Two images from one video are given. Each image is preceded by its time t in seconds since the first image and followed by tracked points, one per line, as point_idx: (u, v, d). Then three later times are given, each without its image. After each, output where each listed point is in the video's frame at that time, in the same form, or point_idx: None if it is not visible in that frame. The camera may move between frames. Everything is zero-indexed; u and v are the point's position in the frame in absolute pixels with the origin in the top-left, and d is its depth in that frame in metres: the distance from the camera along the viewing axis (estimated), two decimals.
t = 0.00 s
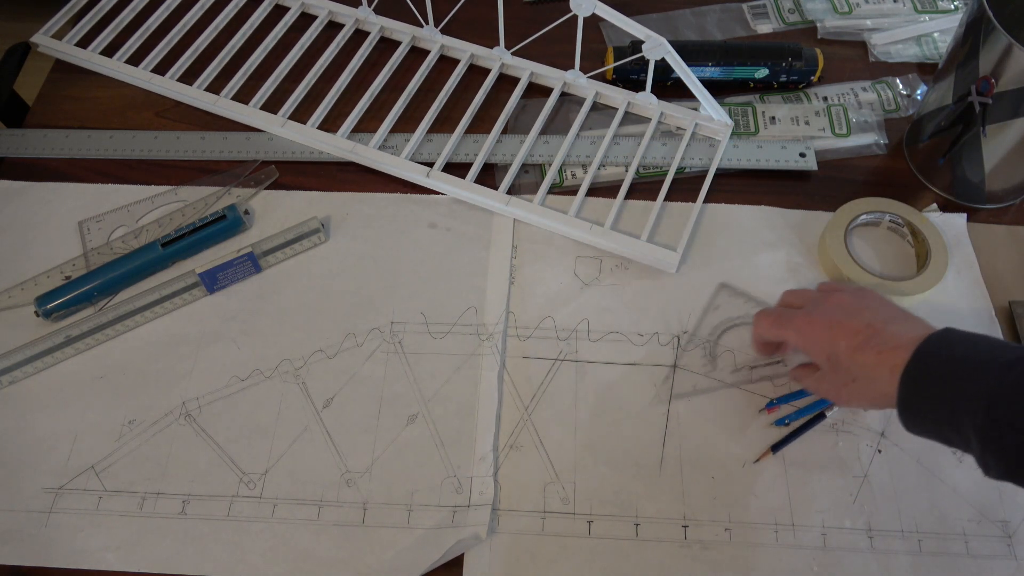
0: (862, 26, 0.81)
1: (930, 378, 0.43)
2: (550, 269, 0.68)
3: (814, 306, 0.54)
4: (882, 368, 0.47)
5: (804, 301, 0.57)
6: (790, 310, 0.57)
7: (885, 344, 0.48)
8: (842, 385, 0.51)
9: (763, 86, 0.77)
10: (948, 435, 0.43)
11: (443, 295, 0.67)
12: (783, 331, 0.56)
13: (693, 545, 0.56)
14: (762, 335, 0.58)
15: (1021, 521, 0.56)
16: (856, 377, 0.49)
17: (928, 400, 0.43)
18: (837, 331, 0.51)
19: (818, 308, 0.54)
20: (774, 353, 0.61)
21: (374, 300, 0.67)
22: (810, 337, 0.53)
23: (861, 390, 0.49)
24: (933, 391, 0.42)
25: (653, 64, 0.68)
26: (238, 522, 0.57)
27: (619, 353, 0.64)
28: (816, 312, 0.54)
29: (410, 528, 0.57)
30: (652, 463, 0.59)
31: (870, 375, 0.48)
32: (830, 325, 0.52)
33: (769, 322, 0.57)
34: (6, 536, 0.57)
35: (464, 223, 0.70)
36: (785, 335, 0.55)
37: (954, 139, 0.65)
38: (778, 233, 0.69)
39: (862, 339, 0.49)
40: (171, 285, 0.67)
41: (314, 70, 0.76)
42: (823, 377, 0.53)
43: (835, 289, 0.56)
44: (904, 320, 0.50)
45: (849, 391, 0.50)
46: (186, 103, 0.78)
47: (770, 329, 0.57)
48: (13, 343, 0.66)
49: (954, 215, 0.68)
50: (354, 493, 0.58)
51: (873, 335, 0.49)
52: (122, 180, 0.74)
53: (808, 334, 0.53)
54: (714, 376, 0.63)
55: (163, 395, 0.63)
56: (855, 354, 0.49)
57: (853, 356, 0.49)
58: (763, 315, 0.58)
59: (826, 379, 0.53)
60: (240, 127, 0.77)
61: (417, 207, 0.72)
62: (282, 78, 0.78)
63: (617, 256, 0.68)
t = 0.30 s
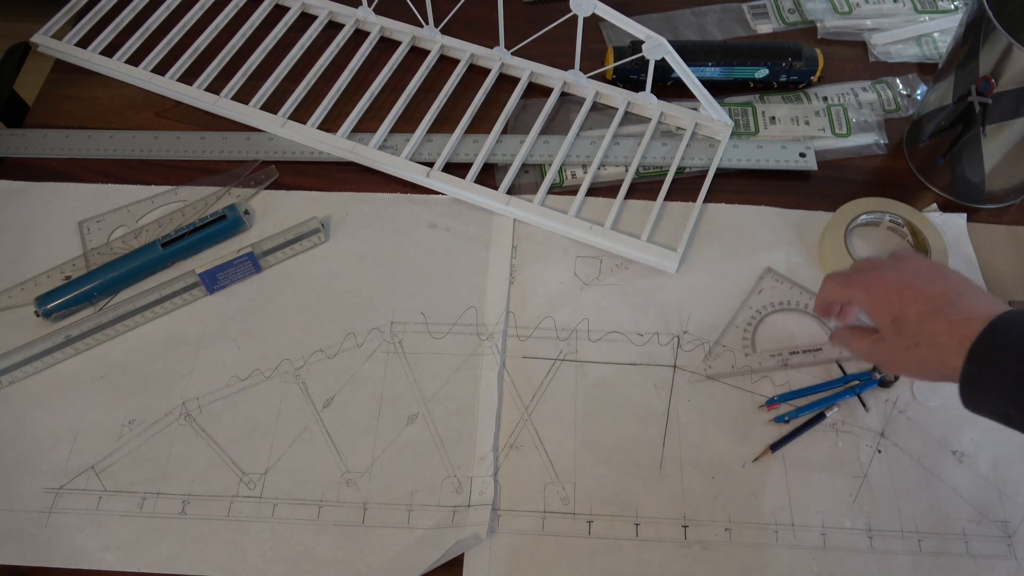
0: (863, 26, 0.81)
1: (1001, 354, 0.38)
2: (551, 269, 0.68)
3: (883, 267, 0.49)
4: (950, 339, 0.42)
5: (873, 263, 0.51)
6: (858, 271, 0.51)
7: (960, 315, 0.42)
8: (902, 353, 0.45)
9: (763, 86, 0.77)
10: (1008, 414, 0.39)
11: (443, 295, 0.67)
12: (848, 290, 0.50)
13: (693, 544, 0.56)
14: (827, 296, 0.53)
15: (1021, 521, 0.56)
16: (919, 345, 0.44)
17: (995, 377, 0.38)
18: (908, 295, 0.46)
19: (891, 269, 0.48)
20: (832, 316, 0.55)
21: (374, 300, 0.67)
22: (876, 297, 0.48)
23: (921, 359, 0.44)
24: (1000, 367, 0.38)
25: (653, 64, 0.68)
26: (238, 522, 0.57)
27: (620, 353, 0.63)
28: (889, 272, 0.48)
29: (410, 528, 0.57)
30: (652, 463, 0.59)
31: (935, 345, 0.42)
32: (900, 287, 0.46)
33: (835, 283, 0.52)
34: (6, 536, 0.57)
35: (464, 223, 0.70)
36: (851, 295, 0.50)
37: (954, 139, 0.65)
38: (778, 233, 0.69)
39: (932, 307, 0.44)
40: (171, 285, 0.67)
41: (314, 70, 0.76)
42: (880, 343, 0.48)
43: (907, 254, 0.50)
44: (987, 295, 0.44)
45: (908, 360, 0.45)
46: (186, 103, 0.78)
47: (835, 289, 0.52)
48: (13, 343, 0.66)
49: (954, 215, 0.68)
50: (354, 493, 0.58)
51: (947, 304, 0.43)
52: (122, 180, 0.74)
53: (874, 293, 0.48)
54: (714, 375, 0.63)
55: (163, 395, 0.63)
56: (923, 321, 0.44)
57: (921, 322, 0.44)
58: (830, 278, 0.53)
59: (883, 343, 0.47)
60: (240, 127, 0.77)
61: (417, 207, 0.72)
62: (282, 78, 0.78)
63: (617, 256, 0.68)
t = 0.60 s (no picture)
0: (863, 26, 0.81)
1: None
2: (551, 269, 0.68)
3: (901, 310, 0.53)
4: (993, 378, 0.46)
5: (883, 301, 0.54)
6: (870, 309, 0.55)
7: (995, 350, 0.47)
8: (941, 397, 0.49)
9: (763, 86, 0.77)
10: None
11: (443, 295, 0.67)
12: (869, 335, 0.53)
13: (693, 544, 0.56)
14: (839, 330, 0.56)
15: (1020, 522, 0.56)
16: (962, 388, 0.48)
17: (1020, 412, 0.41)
18: (938, 341, 0.50)
19: (906, 310, 0.52)
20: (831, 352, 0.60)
21: (374, 300, 0.67)
22: (906, 342, 0.51)
23: (964, 404, 0.47)
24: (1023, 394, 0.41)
25: (653, 64, 0.68)
26: (238, 522, 0.57)
27: (619, 353, 0.64)
28: (909, 315, 0.52)
29: (410, 528, 0.57)
30: (652, 463, 0.59)
31: (981, 385, 0.47)
32: (930, 331, 0.50)
33: (850, 318, 0.55)
34: (6, 536, 0.57)
35: (464, 223, 0.70)
36: (870, 338, 0.53)
37: (954, 139, 0.65)
38: (778, 233, 0.69)
39: (968, 350, 0.48)
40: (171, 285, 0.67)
41: (314, 70, 0.76)
42: (912, 387, 0.51)
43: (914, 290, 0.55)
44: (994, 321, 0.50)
45: (948, 402, 0.48)
46: (186, 103, 0.78)
47: (853, 325, 0.55)
48: (13, 343, 0.66)
49: (954, 215, 0.68)
50: (354, 493, 0.58)
51: (980, 344, 0.48)
52: (122, 180, 0.74)
53: (904, 339, 0.51)
54: (713, 375, 0.62)
55: (163, 395, 0.63)
56: (963, 363, 0.48)
57: (960, 367, 0.48)
58: (844, 310, 0.56)
59: (916, 389, 0.51)
60: (240, 127, 0.77)
61: (416, 207, 0.72)
62: (282, 78, 0.78)
63: (617, 256, 0.68)
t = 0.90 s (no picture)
0: (862, 26, 0.81)
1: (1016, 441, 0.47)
2: (551, 269, 0.68)
3: (896, 355, 0.56)
4: (973, 429, 0.50)
5: (883, 344, 0.58)
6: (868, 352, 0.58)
7: (979, 402, 0.51)
8: (930, 444, 0.53)
9: (763, 86, 0.77)
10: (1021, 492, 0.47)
11: (443, 295, 0.67)
12: (862, 380, 0.56)
13: (693, 545, 0.56)
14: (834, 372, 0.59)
15: (1020, 521, 0.56)
16: (948, 437, 0.51)
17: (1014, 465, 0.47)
18: (928, 389, 0.53)
19: (901, 356, 0.55)
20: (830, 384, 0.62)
21: (374, 300, 0.67)
22: (899, 388, 0.54)
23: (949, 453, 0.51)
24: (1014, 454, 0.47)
25: (653, 64, 0.68)
26: (238, 522, 0.57)
27: (619, 353, 0.63)
28: (903, 362, 0.55)
29: (410, 528, 0.57)
30: (652, 463, 0.59)
31: (964, 436, 0.50)
32: (922, 379, 0.54)
33: (846, 361, 0.58)
34: (6, 536, 0.57)
35: (464, 223, 0.70)
36: (864, 382, 0.56)
37: (953, 140, 0.65)
38: (778, 233, 0.69)
39: (956, 402, 0.52)
40: (171, 285, 0.67)
41: (314, 70, 0.76)
42: (901, 430, 0.55)
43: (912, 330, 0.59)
44: (984, 370, 0.53)
45: (936, 452, 0.52)
46: (186, 103, 0.78)
47: (848, 368, 0.58)
48: (13, 343, 0.66)
49: (954, 215, 0.68)
50: (354, 493, 0.58)
51: (967, 395, 0.51)
52: (122, 180, 0.74)
53: (897, 385, 0.54)
54: (714, 376, 0.62)
55: (163, 394, 0.63)
56: (948, 414, 0.52)
57: (947, 416, 0.52)
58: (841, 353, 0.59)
59: (906, 433, 0.54)
60: (240, 127, 0.77)
61: (416, 207, 0.72)
62: (282, 78, 0.78)
63: (617, 257, 0.68)
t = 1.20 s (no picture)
0: (863, 26, 0.81)
1: None
2: (551, 269, 0.68)
3: (932, 406, 0.55)
4: (1010, 490, 0.51)
5: (917, 393, 0.57)
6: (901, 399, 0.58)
7: (1017, 463, 0.51)
8: (964, 501, 0.52)
9: (763, 86, 0.77)
10: None
11: (443, 295, 0.67)
12: (897, 427, 0.56)
13: (693, 545, 0.56)
14: (866, 417, 0.58)
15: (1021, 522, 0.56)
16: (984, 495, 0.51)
17: None
18: (966, 445, 0.53)
19: (938, 408, 0.55)
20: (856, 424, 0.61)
21: (373, 300, 0.67)
22: (937, 442, 0.53)
23: (985, 511, 0.51)
24: None
25: (653, 64, 0.68)
26: (238, 522, 0.57)
27: (620, 353, 0.63)
28: (942, 415, 0.54)
29: (410, 528, 0.57)
30: (652, 463, 0.59)
31: (1002, 495, 0.51)
32: (961, 435, 0.53)
33: (881, 406, 0.57)
34: (6, 537, 0.57)
35: (465, 223, 0.70)
36: (898, 431, 0.55)
37: (954, 140, 0.65)
38: (778, 233, 0.69)
39: (994, 459, 0.52)
40: (171, 285, 0.66)
41: (314, 70, 0.76)
42: (933, 484, 0.54)
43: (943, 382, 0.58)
44: (1017, 430, 0.54)
45: (970, 508, 0.52)
46: (186, 103, 0.78)
47: (882, 414, 0.57)
48: (12, 343, 0.66)
49: (954, 215, 0.68)
50: (354, 493, 0.58)
51: (1006, 456, 0.52)
52: (122, 180, 0.74)
53: (933, 437, 0.54)
54: (715, 376, 0.62)
55: (163, 395, 0.63)
56: (987, 472, 0.52)
57: (985, 475, 0.52)
58: (876, 399, 0.58)
59: (937, 488, 0.54)
60: (240, 127, 0.77)
61: (416, 207, 0.72)
62: (281, 78, 0.78)
63: (617, 257, 0.68)
